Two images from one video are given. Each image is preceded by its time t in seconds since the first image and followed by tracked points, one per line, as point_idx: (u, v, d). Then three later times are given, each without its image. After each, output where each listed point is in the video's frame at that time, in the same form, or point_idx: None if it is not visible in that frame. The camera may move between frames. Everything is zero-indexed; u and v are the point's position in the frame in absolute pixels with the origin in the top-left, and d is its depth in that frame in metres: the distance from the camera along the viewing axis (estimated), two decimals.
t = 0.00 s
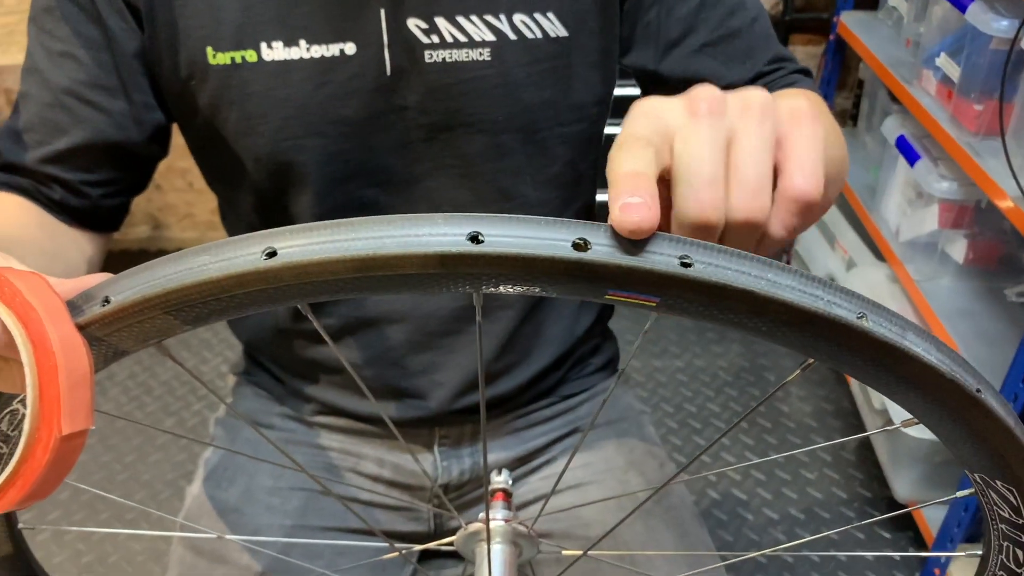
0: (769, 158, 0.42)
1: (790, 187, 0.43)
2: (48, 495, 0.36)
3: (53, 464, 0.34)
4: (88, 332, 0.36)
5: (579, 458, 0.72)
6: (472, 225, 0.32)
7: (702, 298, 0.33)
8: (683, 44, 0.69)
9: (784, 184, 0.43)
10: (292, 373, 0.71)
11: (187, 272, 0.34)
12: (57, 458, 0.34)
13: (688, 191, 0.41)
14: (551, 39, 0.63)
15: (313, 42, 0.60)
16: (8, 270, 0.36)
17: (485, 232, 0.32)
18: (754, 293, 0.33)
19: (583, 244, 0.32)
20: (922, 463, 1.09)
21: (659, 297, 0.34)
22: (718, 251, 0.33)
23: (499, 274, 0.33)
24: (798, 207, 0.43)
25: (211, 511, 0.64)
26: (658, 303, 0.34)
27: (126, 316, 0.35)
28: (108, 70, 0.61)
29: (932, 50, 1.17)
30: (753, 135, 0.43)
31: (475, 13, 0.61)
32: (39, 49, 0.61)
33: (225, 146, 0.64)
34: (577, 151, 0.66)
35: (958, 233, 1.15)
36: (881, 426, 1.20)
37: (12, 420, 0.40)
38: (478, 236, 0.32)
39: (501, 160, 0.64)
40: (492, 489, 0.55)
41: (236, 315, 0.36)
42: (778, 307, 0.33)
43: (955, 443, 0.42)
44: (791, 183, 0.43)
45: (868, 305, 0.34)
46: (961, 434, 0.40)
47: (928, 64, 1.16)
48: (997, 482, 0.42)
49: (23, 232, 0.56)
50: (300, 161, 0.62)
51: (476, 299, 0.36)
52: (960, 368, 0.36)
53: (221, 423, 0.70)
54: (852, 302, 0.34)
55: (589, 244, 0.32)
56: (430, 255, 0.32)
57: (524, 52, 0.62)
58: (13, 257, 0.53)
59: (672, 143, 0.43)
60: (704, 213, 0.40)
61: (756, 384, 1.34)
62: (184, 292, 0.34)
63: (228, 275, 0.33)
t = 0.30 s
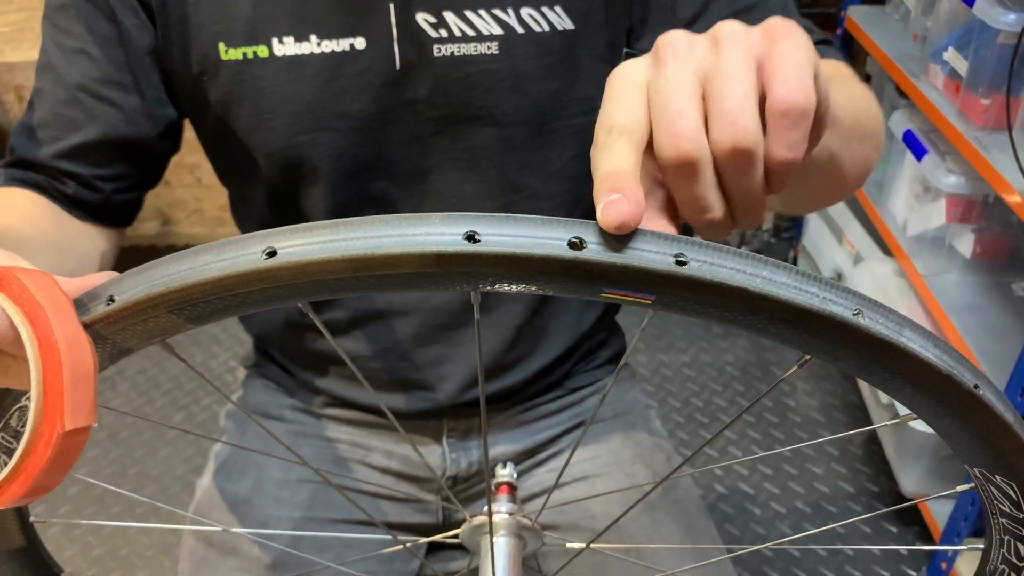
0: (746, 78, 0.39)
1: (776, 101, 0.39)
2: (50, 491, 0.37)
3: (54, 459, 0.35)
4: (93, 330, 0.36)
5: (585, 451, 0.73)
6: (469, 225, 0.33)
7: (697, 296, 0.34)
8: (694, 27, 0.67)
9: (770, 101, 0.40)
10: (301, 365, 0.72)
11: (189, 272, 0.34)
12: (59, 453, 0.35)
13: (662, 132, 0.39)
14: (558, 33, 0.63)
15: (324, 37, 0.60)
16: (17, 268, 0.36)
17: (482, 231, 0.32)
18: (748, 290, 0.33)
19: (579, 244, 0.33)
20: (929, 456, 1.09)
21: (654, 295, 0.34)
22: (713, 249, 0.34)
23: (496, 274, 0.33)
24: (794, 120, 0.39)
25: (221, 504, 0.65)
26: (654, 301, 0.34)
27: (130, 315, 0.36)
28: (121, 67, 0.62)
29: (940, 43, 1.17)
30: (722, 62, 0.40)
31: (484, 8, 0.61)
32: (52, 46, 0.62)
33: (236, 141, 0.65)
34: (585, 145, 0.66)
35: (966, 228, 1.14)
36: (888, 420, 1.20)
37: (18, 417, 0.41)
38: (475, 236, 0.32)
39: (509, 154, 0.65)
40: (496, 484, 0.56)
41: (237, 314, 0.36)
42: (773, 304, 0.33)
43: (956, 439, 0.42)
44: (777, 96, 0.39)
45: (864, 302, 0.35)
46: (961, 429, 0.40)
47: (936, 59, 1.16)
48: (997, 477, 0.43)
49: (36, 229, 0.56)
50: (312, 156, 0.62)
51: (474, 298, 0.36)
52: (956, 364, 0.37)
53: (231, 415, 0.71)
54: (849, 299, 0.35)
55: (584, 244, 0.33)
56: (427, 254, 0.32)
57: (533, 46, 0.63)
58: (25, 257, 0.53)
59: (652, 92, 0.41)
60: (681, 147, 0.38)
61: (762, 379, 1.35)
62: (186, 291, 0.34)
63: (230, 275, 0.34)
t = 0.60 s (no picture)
0: (730, 33, 0.37)
1: (759, 53, 0.36)
2: (64, 485, 0.37)
3: (71, 453, 0.35)
4: (109, 326, 0.37)
5: (590, 448, 0.73)
6: (481, 219, 0.33)
7: (705, 289, 0.34)
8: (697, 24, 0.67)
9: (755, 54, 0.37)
10: (305, 363, 0.72)
11: (203, 267, 0.35)
12: (75, 447, 0.35)
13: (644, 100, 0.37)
14: (561, 31, 0.63)
15: (328, 37, 0.61)
16: (34, 263, 0.37)
17: (493, 226, 0.33)
18: (757, 283, 0.33)
19: (589, 238, 0.33)
20: (931, 451, 1.09)
21: (662, 288, 0.34)
22: (721, 243, 0.34)
23: (508, 268, 0.33)
24: (780, 71, 0.36)
25: (227, 502, 0.65)
26: (663, 294, 0.35)
27: (145, 311, 0.36)
28: (126, 68, 0.62)
29: (941, 39, 1.16)
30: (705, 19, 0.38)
31: (486, 8, 0.61)
32: (58, 48, 0.62)
33: (241, 141, 0.65)
34: (588, 143, 0.67)
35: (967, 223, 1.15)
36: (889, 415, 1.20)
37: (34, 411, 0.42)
38: (487, 230, 0.33)
39: (513, 152, 0.65)
40: (504, 478, 0.56)
41: (250, 309, 0.37)
42: (781, 297, 0.34)
43: (960, 433, 0.42)
44: (760, 48, 0.36)
45: (871, 295, 0.35)
46: (966, 423, 0.41)
47: (936, 54, 1.15)
48: (1000, 470, 0.43)
49: (43, 230, 0.56)
50: (317, 156, 0.63)
51: (485, 293, 0.37)
52: (961, 357, 0.37)
53: (237, 414, 0.71)
54: (855, 292, 0.35)
55: (594, 238, 0.33)
56: (440, 248, 0.33)
57: (535, 44, 0.63)
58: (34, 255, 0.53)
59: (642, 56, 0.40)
60: (660, 114, 0.37)
61: (764, 374, 1.35)
62: (201, 286, 0.35)
63: (243, 269, 0.34)
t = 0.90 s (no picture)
0: (725, 43, 0.37)
1: (750, 66, 0.36)
2: (65, 491, 0.37)
3: (71, 460, 0.35)
4: (108, 331, 0.37)
5: (588, 448, 0.73)
6: (478, 224, 0.33)
7: (702, 292, 0.34)
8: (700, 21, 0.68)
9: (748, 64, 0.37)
10: (303, 365, 0.72)
11: (201, 273, 0.35)
12: (75, 454, 0.35)
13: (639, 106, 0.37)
14: (556, 33, 0.63)
15: (324, 40, 0.60)
16: (31, 270, 0.36)
17: (491, 231, 0.33)
18: (754, 286, 0.33)
19: (587, 242, 0.33)
20: (929, 448, 1.09)
21: (660, 291, 0.34)
22: (718, 246, 0.34)
23: (506, 272, 0.33)
24: (770, 85, 0.36)
25: (227, 505, 0.65)
26: (661, 297, 0.35)
27: (143, 317, 0.36)
28: (123, 72, 0.62)
29: (936, 36, 1.16)
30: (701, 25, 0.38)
31: (482, 10, 0.61)
32: (54, 52, 0.62)
33: (238, 144, 0.65)
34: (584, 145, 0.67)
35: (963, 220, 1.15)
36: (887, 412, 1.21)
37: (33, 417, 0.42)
38: (484, 235, 0.33)
39: (510, 154, 0.65)
40: (503, 479, 0.56)
41: (248, 313, 0.37)
42: (779, 300, 0.34)
43: (958, 433, 0.42)
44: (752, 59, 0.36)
45: (869, 298, 0.35)
46: (963, 423, 0.41)
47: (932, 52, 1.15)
48: (998, 469, 0.43)
49: (41, 234, 0.56)
50: (313, 158, 0.62)
51: (482, 295, 0.37)
52: (959, 358, 0.37)
53: (235, 416, 0.71)
54: (852, 294, 0.35)
55: (592, 242, 0.33)
56: (437, 254, 0.32)
57: (531, 46, 0.63)
58: (33, 259, 0.53)
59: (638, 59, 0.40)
60: (653, 122, 0.37)
61: (761, 372, 1.35)
62: (198, 292, 0.35)
63: (241, 275, 0.34)
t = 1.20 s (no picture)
0: (741, 52, 0.36)
1: (766, 79, 0.36)
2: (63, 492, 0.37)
3: (69, 460, 0.35)
4: (105, 332, 0.36)
5: (586, 451, 0.73)
6: (477, 225, 0.33)
7: (700, 293, 0.34)
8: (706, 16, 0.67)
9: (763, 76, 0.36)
10: (300, 367, 0.72)
11: (198, 274, 0.34)
12: (73, 455, 0.35)
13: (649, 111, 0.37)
14: (553, 35, 0.63)
15: (321, 41, 0.60)
16: (29, 271, 0.36)
17: (489, 231, 0.32)
18: (752, 287, 0.33)
19: (585, 243, 0.33)
20: (927, 448, 1.09)
21: (657, 292, 0.34)
22: (715, 246, 0.34)
23: (505, 273, 0.33)
24: (784, 102, 0.35)
25: (224, 507, 0.64)
26: (658, 298, 0.35)
27: (140, 318, 0.36)
28: (120, 72, 0.62)
29: (933, 37, 1.16)
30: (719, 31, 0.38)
31: (479, 13, 0.61)
32: (51, 53, 0.62)
33: (234, 145, 0.65)
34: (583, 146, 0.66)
35: (960, 220, 1.15)
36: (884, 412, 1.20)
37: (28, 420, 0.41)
38: (482, 236, 0.32)
39: (507, 156, 0.65)
40: (501, 483, 0.55)
41: (245, 315, 0.36)
42: (776, 302, 0.34)
43: (955, 435, 0.42)
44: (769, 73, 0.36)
45: (867, 299, 0.35)
46: (961, 425, 0.41)
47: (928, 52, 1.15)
48: (996, 472, 0.43)
49: (37, 235, 0.56)
50: (310, 160, 0.62)
51: (481, 297, 0.37)
52: (957, 359, 0.37)
53: (232, 420, 0.71)
54: (850, 295, 0.35)
55: (589, 243, 0.33)
56: (435, 255, 0.32)
57: (528, 48, 0.63)
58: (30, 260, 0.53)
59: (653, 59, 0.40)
60: (664, 127, 0.37)
61: (758, 372, 1.35)
62: (195, 293, 0.34)
63: (239, 275, 0.33)
